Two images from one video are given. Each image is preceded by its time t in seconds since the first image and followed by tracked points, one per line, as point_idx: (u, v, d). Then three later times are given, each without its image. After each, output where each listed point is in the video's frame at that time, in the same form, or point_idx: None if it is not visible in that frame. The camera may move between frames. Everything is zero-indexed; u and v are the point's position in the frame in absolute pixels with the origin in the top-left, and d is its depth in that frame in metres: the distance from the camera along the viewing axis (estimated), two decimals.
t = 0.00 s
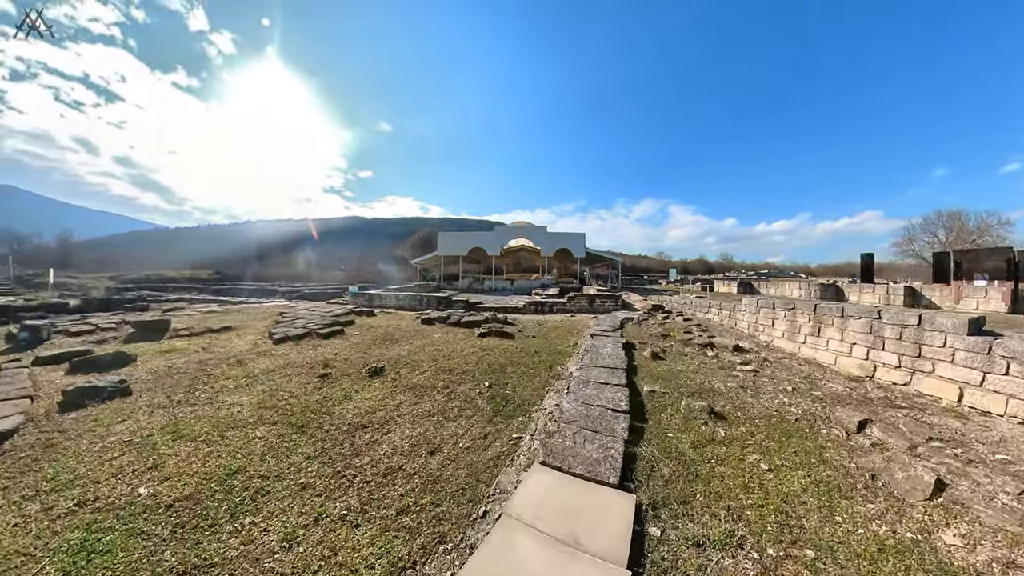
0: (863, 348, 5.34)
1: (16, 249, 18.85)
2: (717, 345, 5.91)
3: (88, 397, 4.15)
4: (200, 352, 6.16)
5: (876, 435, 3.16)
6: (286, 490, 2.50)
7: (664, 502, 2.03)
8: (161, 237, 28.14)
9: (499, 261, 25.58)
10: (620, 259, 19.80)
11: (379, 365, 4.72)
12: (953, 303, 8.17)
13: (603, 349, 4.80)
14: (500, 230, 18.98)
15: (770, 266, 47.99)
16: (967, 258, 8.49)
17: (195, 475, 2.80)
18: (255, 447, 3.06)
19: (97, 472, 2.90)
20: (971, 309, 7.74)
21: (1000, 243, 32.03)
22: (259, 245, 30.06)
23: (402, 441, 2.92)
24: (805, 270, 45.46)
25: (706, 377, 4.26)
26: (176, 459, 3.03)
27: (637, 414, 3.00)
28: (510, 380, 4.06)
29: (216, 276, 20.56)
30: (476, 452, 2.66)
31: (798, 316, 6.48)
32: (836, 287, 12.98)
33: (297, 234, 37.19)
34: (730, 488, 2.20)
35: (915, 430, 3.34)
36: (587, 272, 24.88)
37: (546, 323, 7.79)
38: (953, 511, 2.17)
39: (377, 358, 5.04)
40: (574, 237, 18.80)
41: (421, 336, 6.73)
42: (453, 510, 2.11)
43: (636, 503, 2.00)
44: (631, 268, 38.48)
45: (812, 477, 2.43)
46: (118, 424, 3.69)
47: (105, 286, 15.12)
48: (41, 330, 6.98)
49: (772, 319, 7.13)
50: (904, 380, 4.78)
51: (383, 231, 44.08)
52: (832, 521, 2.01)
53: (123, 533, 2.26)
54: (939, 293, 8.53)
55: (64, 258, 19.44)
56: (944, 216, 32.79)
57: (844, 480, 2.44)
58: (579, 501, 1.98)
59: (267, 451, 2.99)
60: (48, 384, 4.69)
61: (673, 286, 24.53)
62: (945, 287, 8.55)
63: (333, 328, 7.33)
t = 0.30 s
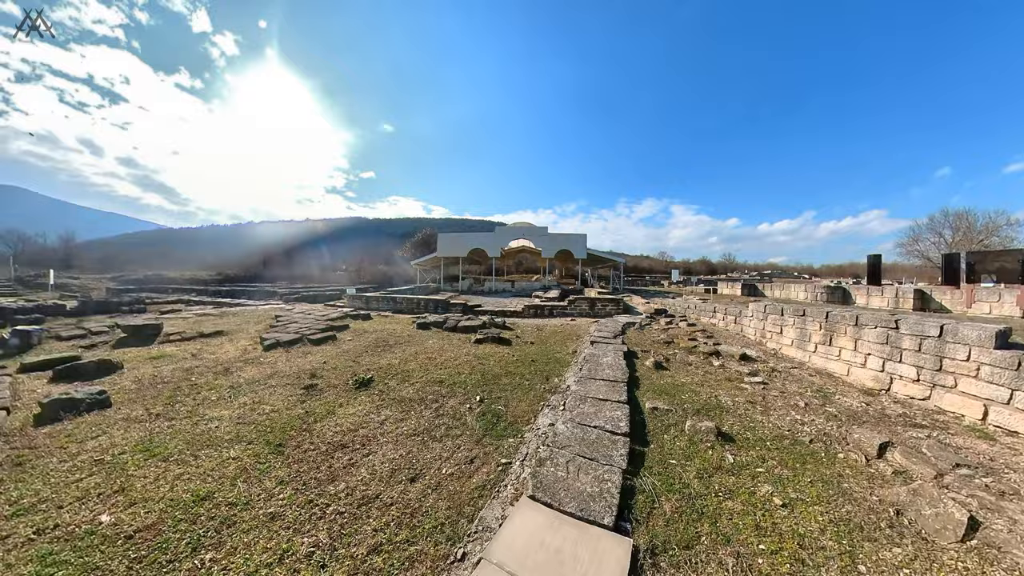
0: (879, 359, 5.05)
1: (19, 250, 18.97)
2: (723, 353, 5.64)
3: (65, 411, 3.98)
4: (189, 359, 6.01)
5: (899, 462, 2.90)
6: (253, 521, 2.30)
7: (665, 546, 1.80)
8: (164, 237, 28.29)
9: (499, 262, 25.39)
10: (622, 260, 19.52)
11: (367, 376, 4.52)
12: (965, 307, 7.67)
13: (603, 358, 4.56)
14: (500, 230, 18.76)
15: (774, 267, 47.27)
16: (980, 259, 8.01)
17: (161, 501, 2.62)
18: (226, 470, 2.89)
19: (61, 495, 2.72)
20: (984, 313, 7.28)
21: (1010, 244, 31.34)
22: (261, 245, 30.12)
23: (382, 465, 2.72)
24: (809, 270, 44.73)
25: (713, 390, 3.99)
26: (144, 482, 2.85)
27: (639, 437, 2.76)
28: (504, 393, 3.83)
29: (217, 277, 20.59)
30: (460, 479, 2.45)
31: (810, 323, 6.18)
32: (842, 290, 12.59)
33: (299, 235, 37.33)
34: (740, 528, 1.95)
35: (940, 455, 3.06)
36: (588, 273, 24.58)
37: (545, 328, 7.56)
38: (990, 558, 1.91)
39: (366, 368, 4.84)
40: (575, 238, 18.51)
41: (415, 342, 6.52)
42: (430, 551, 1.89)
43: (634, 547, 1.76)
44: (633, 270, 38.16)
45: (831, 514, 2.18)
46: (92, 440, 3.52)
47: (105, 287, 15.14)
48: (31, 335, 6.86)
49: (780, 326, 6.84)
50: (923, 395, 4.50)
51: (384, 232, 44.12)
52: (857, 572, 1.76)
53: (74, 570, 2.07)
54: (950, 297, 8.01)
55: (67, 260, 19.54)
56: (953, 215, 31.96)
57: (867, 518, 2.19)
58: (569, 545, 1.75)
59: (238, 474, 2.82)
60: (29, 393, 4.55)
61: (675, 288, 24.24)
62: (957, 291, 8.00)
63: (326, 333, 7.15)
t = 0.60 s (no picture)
0: (901, 364, 4.67)
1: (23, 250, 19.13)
2: (732, 356, 5.30)
3: (32, 416, 3.76)
4: (174, 361, 5.81)
5: (937, 483, 2.56)
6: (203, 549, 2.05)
7: None
8: (166, 238, 28.42)
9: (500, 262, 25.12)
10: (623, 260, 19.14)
11: (351, 381, 4.26)
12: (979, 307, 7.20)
13: (603, 362, 4.24)
14: (500, 229, 18.46)
15: (778, 267, 46.44)
16: (992, 257, 7.56)
17: (110, 519, 2.41)
18: (184, 484, 2.70)
19: (6, 510, 2.48)
20: (1000, 314, 6.85)
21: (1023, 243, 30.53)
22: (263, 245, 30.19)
23: (352, 484, 2.46)
24: (812, 270, 43.89)
25: (723, 399, 3.67)
26: (96, 497, 2.61)
27: (644, 455, 2.45)
28: (495, 400, 3.54)
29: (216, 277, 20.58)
30: (437, 503, 2.18)
31: (824, 325, 5.80)
32: (850, 290, 12.12)
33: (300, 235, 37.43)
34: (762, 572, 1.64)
35: (982, 475, 2.66)
36: (590, 272, 24.19)
37: (544, 329, 7.25)
38: None
39: (351, 372, 4.57)
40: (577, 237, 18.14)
41: (407, 344, 6.24)
42: None
43: None
44: (635, 270, 37.74)
45: (868, 551, 1.86)
46: (53, 448, 3.28)
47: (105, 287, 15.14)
48: (18, 335, 6.73)
49: (792, 328, 6.46)
50: (950, 403, 4.12)
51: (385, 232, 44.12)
52: None
53: None
54: (962, 297, 7.54)
55: (69, 260, 19.62)
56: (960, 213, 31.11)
57: (908, 555, 1.87)
58: None
59: (197, 490, 2.64)
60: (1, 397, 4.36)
61: (677, 288, 23.83)
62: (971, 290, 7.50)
63: (316, 334, 6.91)
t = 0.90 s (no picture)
0: (922, 374, 4.36)
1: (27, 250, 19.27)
2: (740, 364, 5.00)
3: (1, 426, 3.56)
4: (160, 366, 5.64)
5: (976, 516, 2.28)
6: None
7: None
8: (169, 238, 28.59)
9: (501, 262, 24.91)
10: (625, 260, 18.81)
11: (335, 389, 4.06)
12: (993, 310, 6.85)
13: (603, 370, 3.97)
14: (499, 230, 18.22)
15: (781, 267, 45.69)
16: (1004, 257, 7.18)
17: (59, 544, 2.20)
18: (145, 505, 2.52)
19: None
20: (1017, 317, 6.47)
21: None
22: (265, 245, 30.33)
23: (321, 510, 2.25)
24: (814, 270, 43.11)
25: (732, 412, 3.39)
26: (50, 518, 2.41)
27: (647, 482, 2.19)
28: (484, 413, 3.31)
29: (217, 277, 20.63)
30: (410, 536, 1.96)
31: (838, 330, 5.48)
32: (857, 291, 11.75)
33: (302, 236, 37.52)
34: None
35: None
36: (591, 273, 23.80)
37: (543, 332, 6.99)
38: None
39: (336, 380, 4.36)
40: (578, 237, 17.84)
41: (399, 349, 6.01)
42: None
43: None
44: (637, 270, 37.39)
45: None
46: (15, 461, 3.08)
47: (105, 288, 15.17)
48: (6, 338, 6.60)
49: (802, 333, 6.14)
50: (977, 418, 3.82)
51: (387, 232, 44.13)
52: None
53: None
54: (974, 298, 7.20)
55: (72, 261, 19.71)
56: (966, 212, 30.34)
57: None
58: None
59: (157, 511, 2.45)
60: None
61: (679, 289, 23.56)
62: (984, 292, 7.15)
63: (308, 338, 6.72)
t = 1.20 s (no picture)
0: (940, 378, 4.15)
1: (32, 249, 19.42)
2: (747, 366, 4.80)
3: None
4: (153, 366, 5.56)
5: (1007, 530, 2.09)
6: None
7: None
8: (172, 239, 28.74)
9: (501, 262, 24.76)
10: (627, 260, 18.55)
11: (326, 391, 3.95)
12: (1004, 310, 6.56)
13: (605, 372, 3.79)
14: (500, 229, 18.05)
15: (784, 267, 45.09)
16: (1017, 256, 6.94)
17: (24, 553, 2.08)
18: (120, 512, 2.40)
19: None
20: None
21: None
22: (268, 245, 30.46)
23: (301, 522, 2.13)
24: (818, 270, 42.44)
25: (741, 418, 3.21)
26: (18, 525, 2.29)
27: (649, 495, 2.03)
28: (478, 418, 3.15)
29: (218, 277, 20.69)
30: (390, 553, 1.83)
31: (849, 331, 5.27)
32: (863, 291, 11.47)
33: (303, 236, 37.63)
34: None
35: None
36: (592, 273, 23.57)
37: (543, 333, 6.82)
38: None
39: (328, 382, 4.24)
40: (580, 237, 17.64)
41: (395, 350, 5.86)
42: None
43: None
44: (638, 270, 37.10)
45: None
46: None
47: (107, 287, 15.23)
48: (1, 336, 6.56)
49: (812, 334, 5.92)
50: (1000, 425, 3.61)
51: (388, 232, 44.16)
52: None
53: None
54: (985, 298, 6.91)
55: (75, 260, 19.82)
56: (973, 211, 29.67)
57: None
58: None
59: (132, 519, 2.34)
60: None
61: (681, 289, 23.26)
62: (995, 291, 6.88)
63: (303, 338, 6.60)
